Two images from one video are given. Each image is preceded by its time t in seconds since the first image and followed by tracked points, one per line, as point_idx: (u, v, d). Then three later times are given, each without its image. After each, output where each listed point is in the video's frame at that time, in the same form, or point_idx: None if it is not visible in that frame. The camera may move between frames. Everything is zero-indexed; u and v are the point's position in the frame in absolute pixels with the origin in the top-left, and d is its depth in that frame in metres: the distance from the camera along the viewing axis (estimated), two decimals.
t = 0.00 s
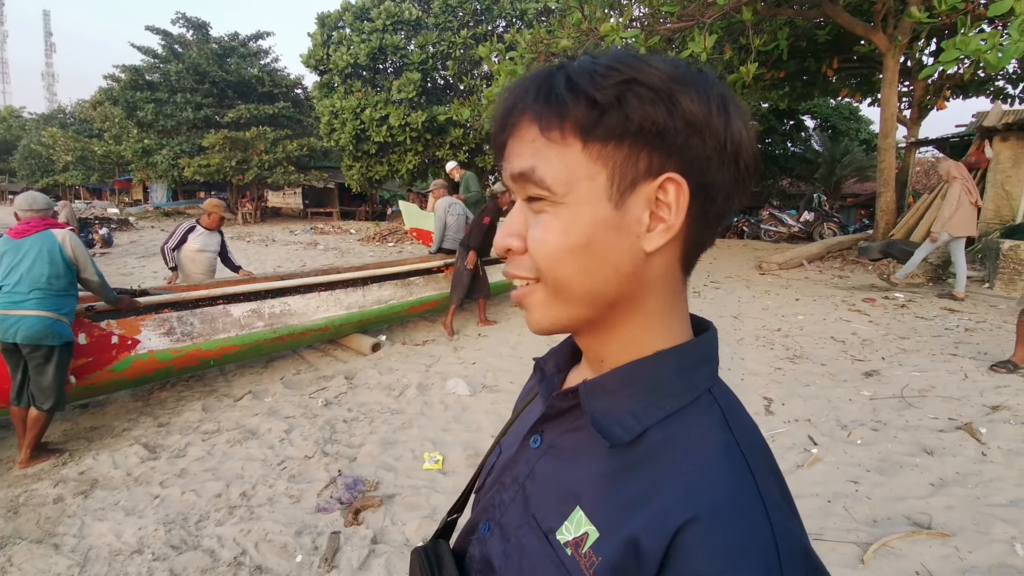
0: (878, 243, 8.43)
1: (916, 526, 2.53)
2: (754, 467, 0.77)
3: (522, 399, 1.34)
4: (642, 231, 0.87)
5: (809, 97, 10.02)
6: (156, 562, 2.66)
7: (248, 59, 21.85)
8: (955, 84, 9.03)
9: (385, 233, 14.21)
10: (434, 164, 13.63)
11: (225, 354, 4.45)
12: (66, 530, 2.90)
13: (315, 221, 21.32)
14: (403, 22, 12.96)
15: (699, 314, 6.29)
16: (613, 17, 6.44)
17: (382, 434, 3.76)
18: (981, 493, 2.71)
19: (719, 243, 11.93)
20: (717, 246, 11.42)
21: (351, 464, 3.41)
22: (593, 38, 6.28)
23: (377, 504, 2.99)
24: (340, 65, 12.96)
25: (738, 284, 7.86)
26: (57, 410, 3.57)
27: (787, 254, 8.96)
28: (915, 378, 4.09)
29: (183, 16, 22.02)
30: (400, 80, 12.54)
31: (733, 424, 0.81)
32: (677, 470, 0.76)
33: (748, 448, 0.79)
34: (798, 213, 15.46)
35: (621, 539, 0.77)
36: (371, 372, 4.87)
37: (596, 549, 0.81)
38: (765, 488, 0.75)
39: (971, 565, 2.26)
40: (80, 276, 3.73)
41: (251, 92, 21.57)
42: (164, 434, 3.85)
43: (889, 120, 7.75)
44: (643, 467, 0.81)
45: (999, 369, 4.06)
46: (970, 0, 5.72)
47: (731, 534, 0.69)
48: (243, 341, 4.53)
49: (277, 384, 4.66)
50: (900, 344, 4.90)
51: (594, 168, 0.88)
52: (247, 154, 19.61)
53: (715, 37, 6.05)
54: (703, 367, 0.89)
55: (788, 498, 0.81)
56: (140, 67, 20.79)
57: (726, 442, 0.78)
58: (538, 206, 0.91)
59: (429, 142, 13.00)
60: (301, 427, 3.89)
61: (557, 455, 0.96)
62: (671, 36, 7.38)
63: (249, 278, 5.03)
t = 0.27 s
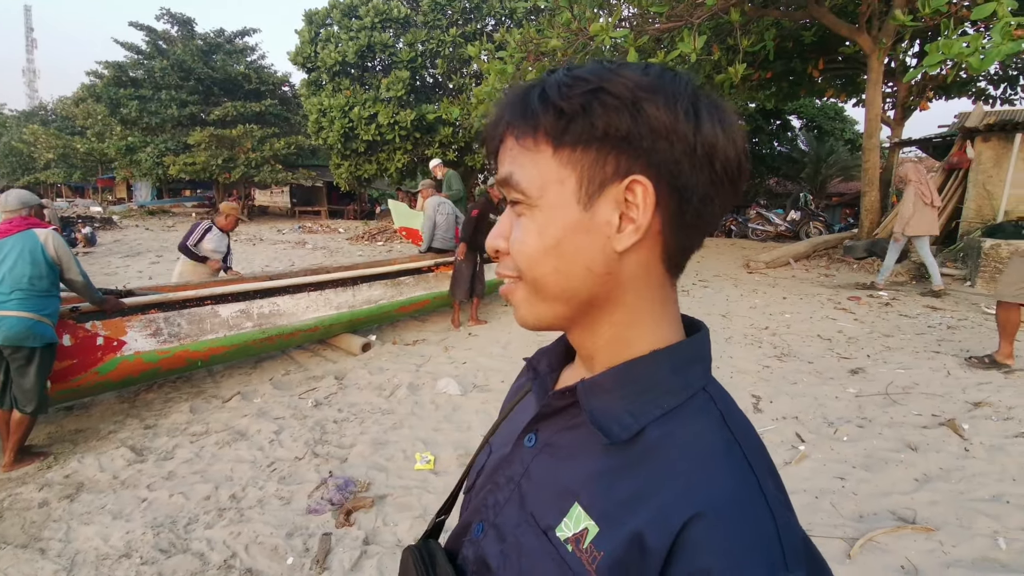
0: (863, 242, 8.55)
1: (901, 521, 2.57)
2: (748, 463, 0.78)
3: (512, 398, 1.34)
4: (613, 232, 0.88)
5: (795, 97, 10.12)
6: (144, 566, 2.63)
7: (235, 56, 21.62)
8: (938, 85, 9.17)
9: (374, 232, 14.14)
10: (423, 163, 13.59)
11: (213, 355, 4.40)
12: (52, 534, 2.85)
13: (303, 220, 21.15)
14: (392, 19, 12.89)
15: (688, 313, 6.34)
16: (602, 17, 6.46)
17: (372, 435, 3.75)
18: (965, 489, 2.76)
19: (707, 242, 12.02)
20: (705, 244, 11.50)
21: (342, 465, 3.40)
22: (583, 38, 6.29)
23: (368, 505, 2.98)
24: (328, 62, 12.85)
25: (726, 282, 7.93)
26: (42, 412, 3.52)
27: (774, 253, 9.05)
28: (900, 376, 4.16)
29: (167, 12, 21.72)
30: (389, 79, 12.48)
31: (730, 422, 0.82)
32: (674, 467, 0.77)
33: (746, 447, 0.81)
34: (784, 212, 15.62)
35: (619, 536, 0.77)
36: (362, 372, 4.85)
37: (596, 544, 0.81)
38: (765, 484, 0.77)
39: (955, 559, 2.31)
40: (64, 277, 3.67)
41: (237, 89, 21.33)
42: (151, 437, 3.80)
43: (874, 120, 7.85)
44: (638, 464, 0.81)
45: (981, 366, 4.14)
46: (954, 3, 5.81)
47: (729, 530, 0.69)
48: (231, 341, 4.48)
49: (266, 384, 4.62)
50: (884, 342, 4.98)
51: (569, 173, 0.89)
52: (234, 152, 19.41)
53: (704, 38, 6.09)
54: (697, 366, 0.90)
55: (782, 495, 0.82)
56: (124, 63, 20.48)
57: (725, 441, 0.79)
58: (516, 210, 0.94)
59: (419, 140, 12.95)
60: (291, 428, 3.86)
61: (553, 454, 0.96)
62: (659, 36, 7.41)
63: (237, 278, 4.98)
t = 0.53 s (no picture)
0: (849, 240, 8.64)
1: (890, 517, 2.60)
2: (700, 430, 0.82)
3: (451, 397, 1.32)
4: (589, 222, 0.89)
5: (783, 96, 10.20)
6: (130, 570, 2.59)
7: (221, 53, 21.38)
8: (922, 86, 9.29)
9: (363, 231, 14.06)
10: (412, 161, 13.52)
11: (199, 355, 4.34)
12: (35, 539, 2.80)
13: (291, 219, 20.98)
14: (380, 17, 12.81)
15: (678, 311, 6.37)
16: (591, 15, 6.46)
17: (363, 435, 3.72)
18: (952, 484, 2.80)
19: (696, 241, 12.09)
20: (694, 243, 11.57)
21: (333, 466, 3.37)
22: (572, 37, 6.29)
23: (358, 507, 2.95)
24: (316, 60, 12.74)
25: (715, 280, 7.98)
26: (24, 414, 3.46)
27: (763, 251, 9.12)
28: (887, 372, 4.21)
29: (152, 8, 21.43)
30: (377, 76, 12.40)
31: (677, 393, 0.86)
32: (634, 441, 0.78)
33: (693, 412, 0.84)
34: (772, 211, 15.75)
35: (590, 513, 0.78)
36: (351, 372, 4.81)
37: (564, 523, 0.82)
38: (714, 445, 0.81)
39: (943, 554, 2.33)
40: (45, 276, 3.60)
41: (223, 86, 21.09)
42: (136, 439, 3.75)
43: (859, 120, 7.93)
44: (600, 444, 0.82)
45: (965, 363, 4.20)
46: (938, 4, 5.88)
47: (702, 495, 0.71)
48: (218, 342, 4.42)
49: (255, 385, 4.57)
50: (871, 339, 5.03)
51: (550, 154, 0.87)
52: (220, 150, 19.22)
53: (692, 37, 6.11)
54: (639, 342, 0.92)
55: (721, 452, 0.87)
56: (107, 59, 20.17)
57: (674, 408, 0.82)
58: (492, 189, 0.89)
59: (408, 138, 12.90)
60: (280, 429, 3.82)
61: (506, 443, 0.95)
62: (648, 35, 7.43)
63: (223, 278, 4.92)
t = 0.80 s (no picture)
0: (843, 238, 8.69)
1: (888, 514, 2.62)
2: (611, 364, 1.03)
3: (342, 393, 1.26)
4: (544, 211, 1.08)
5: (777, 95, 10.23)
6: (126, 571, 2.56)
7: (213, 50, 21.22)
8: (914, 85, 9.35)
9: (357, 229, 14.00)
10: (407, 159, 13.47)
11: (194, 356, 4.29)
12: (29, 540, 2.77)
13: (285, 217, 20.86)
14: (374, 14, 12.74)
15: (673, 309, 6.38)
16: (586, 13, 6.45)
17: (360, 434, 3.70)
18: (948, 481, 2.82)
19: (691, 239, 12.12)
20: (690, 242, 11.61)
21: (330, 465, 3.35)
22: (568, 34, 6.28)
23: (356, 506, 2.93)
24: (309, 57, 12.65)
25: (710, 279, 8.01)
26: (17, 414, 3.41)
27: (757, 249, 9.16)
28: (882, 370, 4.23)
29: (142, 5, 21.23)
30: (372, 74, 12.34)
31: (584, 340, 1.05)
32: (580, 379, 0.93)
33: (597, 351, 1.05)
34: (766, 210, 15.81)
35: (560, 448, 0.90)
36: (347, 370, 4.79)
37: (534, 463, 0.92)
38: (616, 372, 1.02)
39: (941, 550, 2.35)
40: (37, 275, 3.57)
41: (216, 84, 20.93)
42: (131, 439, 3.72)
43: (853, 119, 7.97)
44: (555, 390, 0.94)
45: (960, 360, 4.22)
46: (931, 4, 5.92)
47: (644, 407, 0.90)
48: (214, 342, 4.37)
49: (250, 384, 4.54)
50: (866, 337, 5.06)
51: (536, 154, 1.01)
52: (213, 148, 19.12)
53: (688, 36, 6.11)
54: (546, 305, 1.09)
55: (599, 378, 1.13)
56: (97, 56, 19.96)
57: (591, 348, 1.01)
58: (502, 178, 0.96)
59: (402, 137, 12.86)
60: (276, 429, 3.80)
61: (456, 412, 1.00)
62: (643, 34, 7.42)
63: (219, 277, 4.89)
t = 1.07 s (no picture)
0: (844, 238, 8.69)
1: (893, 514, 2.62)
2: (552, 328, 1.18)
3: (275, 435, 1.03)
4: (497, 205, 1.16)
5: (777, 94, 10.23)
6: (130, 571, 2.56)
7: (212, 48, 21.19)
8: (914, 84, 9.35)
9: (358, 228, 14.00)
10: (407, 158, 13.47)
11: (195, 355, 4.30)
12: (33, 540, 2.77)
13: (285, 216, 20.84)
14: (374, 13, 12.69)
15: (675, 308, 6.38)
16: (588, 12, 6.44)
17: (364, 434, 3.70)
18: (952, 481, 2.83)
19: (692, 238, 12.13)
20: (690, 241, 11.61)
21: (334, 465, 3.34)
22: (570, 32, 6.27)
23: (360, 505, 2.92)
24: (309, 55, 12.62)
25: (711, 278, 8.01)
26: (19, 414, 3.40)
27: (758, 249, 9.16)
28: (885, 370, 4.23)
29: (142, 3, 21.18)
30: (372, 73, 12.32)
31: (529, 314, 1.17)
32: (556, 342, 1.05)
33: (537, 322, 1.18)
34: (767, 208, 15.81)
35: (559, 403, 1.01)
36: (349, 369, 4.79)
37: (543, 422, 1.01)
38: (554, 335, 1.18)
39: (946, 550, 2.35)
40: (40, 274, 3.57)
41: (215, 82, 20.89)
42: (133, 438, 3.71)
43: (853, 118, 7.96)
44: (532, 358, 1.04)
45: (962, 360, 4.23)
46: (933, 3, 5.91)
47: (600, 354, 1.08)
48: (215, 341, 4.38)
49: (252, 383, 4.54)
50: (868, 336, 5.06)
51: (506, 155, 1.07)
52: (213, 146, 19.11)
53: (689, 35, 6.09)
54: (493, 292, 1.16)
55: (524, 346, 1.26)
56: (96, 54, 19.91)
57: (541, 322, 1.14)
58: (491, 181, 1.01)
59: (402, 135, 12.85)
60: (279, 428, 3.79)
61: (457, 403, 1.00)
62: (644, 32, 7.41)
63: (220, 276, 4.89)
